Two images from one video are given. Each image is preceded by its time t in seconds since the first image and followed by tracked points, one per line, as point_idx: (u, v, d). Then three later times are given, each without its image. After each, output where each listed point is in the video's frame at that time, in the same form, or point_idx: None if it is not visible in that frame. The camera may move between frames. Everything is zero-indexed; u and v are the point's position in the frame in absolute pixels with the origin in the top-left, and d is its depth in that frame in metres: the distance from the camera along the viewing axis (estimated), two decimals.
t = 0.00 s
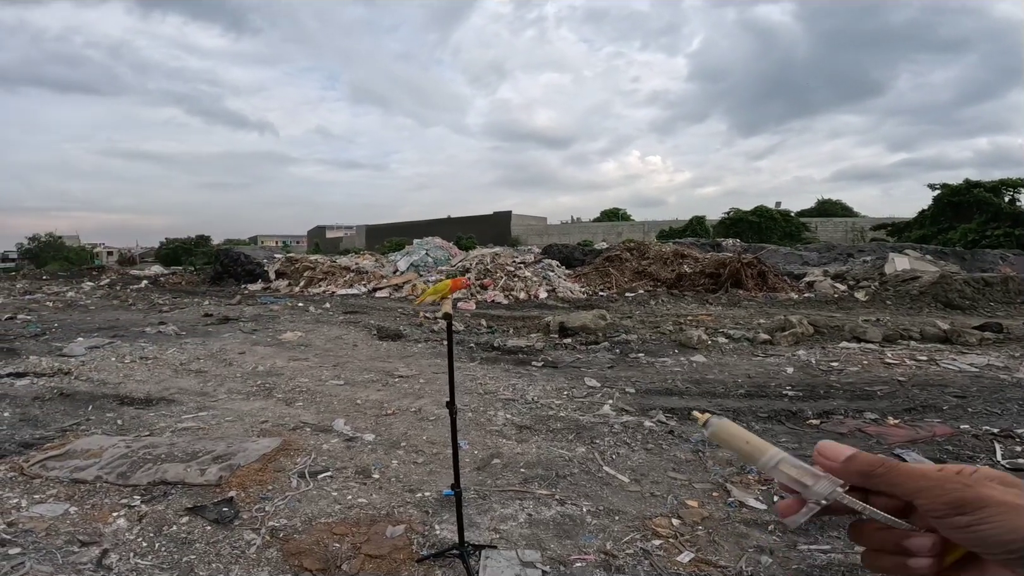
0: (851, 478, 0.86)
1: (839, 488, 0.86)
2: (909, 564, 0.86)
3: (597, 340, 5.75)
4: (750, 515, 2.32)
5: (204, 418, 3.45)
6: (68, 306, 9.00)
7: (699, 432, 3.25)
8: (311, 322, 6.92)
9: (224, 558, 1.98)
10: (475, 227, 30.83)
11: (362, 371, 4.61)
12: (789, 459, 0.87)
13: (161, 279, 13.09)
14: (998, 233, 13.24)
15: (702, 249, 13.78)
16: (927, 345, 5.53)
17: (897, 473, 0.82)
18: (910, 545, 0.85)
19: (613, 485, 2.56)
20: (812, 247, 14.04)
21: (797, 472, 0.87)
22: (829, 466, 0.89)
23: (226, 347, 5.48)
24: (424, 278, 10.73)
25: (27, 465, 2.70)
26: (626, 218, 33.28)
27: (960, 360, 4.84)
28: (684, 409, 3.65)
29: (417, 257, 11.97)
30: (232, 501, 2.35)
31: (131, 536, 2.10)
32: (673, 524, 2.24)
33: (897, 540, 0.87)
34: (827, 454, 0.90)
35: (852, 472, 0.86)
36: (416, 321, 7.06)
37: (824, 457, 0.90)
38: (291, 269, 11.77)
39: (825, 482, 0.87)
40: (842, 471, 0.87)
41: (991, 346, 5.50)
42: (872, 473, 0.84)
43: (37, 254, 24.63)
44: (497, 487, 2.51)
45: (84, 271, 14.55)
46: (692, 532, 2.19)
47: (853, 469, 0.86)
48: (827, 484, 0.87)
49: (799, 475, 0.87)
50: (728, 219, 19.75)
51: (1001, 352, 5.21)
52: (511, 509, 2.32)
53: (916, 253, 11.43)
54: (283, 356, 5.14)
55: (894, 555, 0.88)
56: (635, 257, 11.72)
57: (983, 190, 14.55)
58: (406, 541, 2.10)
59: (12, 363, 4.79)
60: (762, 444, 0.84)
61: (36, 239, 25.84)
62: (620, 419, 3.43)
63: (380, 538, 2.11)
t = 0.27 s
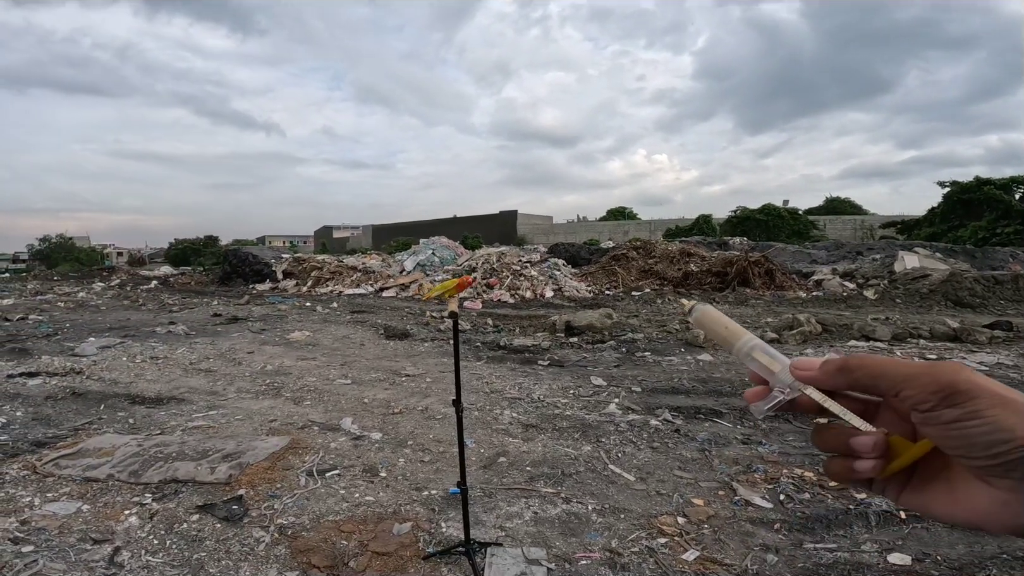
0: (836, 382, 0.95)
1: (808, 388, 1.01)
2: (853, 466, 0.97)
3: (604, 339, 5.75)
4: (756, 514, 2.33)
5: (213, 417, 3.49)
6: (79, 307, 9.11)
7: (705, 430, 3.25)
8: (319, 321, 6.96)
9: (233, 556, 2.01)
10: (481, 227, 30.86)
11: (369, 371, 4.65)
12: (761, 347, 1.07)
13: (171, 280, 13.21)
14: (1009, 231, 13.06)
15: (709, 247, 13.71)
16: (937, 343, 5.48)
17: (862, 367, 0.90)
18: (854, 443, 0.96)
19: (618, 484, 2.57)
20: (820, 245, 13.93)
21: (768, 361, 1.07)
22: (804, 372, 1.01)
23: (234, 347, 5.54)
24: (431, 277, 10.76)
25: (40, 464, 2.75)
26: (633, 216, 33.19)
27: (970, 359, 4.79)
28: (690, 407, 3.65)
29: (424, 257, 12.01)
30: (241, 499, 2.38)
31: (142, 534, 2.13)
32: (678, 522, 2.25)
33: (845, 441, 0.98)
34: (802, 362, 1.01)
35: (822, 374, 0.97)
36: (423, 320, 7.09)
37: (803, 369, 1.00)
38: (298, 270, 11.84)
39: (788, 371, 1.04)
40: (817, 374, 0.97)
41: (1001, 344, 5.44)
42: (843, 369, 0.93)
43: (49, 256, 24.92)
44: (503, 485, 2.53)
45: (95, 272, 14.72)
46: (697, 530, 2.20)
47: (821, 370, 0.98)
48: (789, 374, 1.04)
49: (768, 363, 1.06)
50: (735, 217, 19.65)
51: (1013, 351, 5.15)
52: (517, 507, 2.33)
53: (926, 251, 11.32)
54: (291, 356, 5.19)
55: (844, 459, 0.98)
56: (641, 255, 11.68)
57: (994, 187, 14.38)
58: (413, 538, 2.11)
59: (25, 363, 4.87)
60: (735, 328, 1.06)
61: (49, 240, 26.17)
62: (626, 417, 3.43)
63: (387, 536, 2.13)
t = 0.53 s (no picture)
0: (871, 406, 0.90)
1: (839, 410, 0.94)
2: (892, 492, 0.93)
3: (604, 340, 5.75)
4: (757, 514, 2.32)
5: (214, 419, 3.49)
6: (80, 310, 9.13)
7: (705, 430, 3.25)
8: (319, 323, 6.97)
9: (234, 558, 2.01)
10: (481, 228, 30.89)
11: (369, 372, 4.65)
12: (787, 371, 0.98)
13: (171, 283, 13.23)
14: (1009, 229, 13.04)
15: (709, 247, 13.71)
16: (937, 342, 5.47)
17: (898, 392, 0.84)
18: (893, 471, 0.91)
19: (619, 484, 2.57)
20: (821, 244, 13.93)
21: (795, 387, 0.99)
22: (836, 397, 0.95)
23: (235, 349, 5.54)
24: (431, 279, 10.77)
25: (42, 467, 2.75)
26: (633, 216, 33.17)
27: (971, 357, 4.79)
28: (690, 407, 3.65)
29: (424, 258, 12.02)
30: (242, 501, 2.38)
31: (144, 536, 2.14)
32: (678, 522, 2.25)
33: (883, 466, 0.94)
34: (834, 387, 0.96)
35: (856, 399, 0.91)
36: (423, 322, 7.10)
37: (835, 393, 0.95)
38: (298, 272, 11.85)
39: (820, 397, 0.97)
40: (849, 399, 0.92)
41: (1002, 343, 5.44)
42: (877, 394, 0.88)
43: (49, 260, 24.97)
44: (503, 486, 2.53)
45: (96, 276, 14.74)
46: (698, 530, 2.20)
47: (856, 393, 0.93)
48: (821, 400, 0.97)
49: (796, 389, 0.99)
50: (735, 216, 19.66)
51: (1013, 348, 5.15)
52: (517, 508, 2.33)
53: (926, 250, 11.32)
54: (291, 358, 5.19)
55: (881, 483, 0.94)
56: (641, 255, 11.68)
57: (993, 185, 14.39)
58: (413, 539, 2.12)
59: (26, 367, 4.87)
60: (760, 354, 0.97)
61: (50, 244, 26.24)
62: (627, 418, 3.43)
63: (387, 537, 2.13)
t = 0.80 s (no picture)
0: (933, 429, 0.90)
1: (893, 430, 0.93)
2: (946, 515, 0.85)
3: (602, 340, 5.76)
4: (754, 514, 2.33)
5: (212, 421, 3.49)
6: (78, 312, 9.13)
7: (703, 430, 3.25)
8: (317, 325, 6.97)
9: (231, 559, 2.01)
10: (480, 228, 30.90)
11: (368, 374, 4.65)
12: (844, 391, 0.97)
13: (169, 285, 13.22)
14: (1006, 227, 13.06)
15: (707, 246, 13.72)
16: (935, 340, 5.48)
17: (961, 414, 0.85)
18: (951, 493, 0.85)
19: (617, 485, 2.57)
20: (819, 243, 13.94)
21: (852, 407, 0.96)
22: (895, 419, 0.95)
23: (233, 351, 5.54)
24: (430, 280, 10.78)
25: (39, 469, 2.75)
26: (631, 216, 33.20)
27: (969, 356, 4.79)
28: (688, 407, 3.65)
29: (422, 259, 12.03)
30: (239, 502, 2.38)
31: (141, 538, 2.13)
32: (676, 522, 2.25)
33: (938, 487, 0.87)
34: (894, 409, 0.96)
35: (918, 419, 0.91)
36: (421, 323, 7.10)
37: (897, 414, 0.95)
38: (297, 273, 11.85)
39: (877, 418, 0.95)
40: (910, 421, 0.92)
41: (1000, 341, 5.45)
42: (940, 417, 0.89)
43: (47, 262, 24.94)
44: (501, 487, 2.53)
45: (94, 278, 14.73)
46: (695, 530, 2.20)
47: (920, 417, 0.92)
48: (879, 420, 0.95)
49: (852, 408, 0.96)
50: (733, 216, 19.68)
51: (1010, 347, 5.16)
52: (515, 509, 2.34)
53: (924, 248, 11.33)
54: (289, 359, 5.19)
55: (936, 505, 0.87)
56: (640, 255, 11.69)
57: (990, 183, 14.42)
58: (410, 541, 2.12)
59: (24, 369, 4.87)
60: (815, 372, 0.94)
61: (48, 247, 26.23)
62: (625, 418, 3.43)
63: (385, 538, 2.13)
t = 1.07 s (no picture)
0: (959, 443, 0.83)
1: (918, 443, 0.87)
2: (969, 529, 0.77)
3: (601, 339, 5.76)
4: (751, 514, 2.33)
5: (211, 421, 3.49)
6: (77, 312, 9.13)
7: (701, 430, 3.25)
8: (316, 325, 6.97)
9: (230, 559, 2.01)
10: (479, 227, 30.90)
11: (366, 373, 4.65)
12: (870, 402, 0.88)
13: (168, 285, 13.22)
14: (1004, 226, 13.09)
15: (705, 246, 13.74)
16: (933, 339, 5.50)
17: (992, 428, 0.79)
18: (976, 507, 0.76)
19: (614, 484, 2.58)
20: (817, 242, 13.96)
21: (876, 418, 0.88)
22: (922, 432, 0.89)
23: (232, 351, 5.54)
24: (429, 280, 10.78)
25: (38, 469, 2.75)
26: (630, 215, 33.22)
27: (966, 355, 4.81)
28: (686, 407, 3.66)
29: (421, 258, 12.03)
30: (238, 503, 2.38)
31: (140, 538, 2.14)
32: (674, 522, 2.25)
33: (962, 501, 0.78)
34: (920, 420, 0.89)
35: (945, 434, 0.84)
36: (420, 323, 7.11)
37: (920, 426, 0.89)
38: (295, 273, 11.84)
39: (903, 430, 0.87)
40: (936, 434, 0.86)
41: (997, 340, 5.46)
42: (969, 432, 0.83)
43: (46, 263, 24.93)
44: (499, 486, 2.53)
45: (92, 278, 14.72)
46: (693, 530, 2.20)
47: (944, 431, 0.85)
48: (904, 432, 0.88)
49: (877, 420, 0.88)
50: (732, 215, 19.71)
51: (1008, 346, 5.18)
52: (513, 509, 2.34)
53: (922, 247, 11.35)
54: (288, 359, 5.19)
55: (958, 519, 0.79)
56: (638, 255, 11.70)
57: (988, 182, 14.46)
58: (409, 541, 2.12)
59: (22, 369, 4.87)
60: (840, 384, 0.84)
61: (47, 247, 26.23)
62: (623, 418, 3.44)
63: (383, 538, 2.13)
